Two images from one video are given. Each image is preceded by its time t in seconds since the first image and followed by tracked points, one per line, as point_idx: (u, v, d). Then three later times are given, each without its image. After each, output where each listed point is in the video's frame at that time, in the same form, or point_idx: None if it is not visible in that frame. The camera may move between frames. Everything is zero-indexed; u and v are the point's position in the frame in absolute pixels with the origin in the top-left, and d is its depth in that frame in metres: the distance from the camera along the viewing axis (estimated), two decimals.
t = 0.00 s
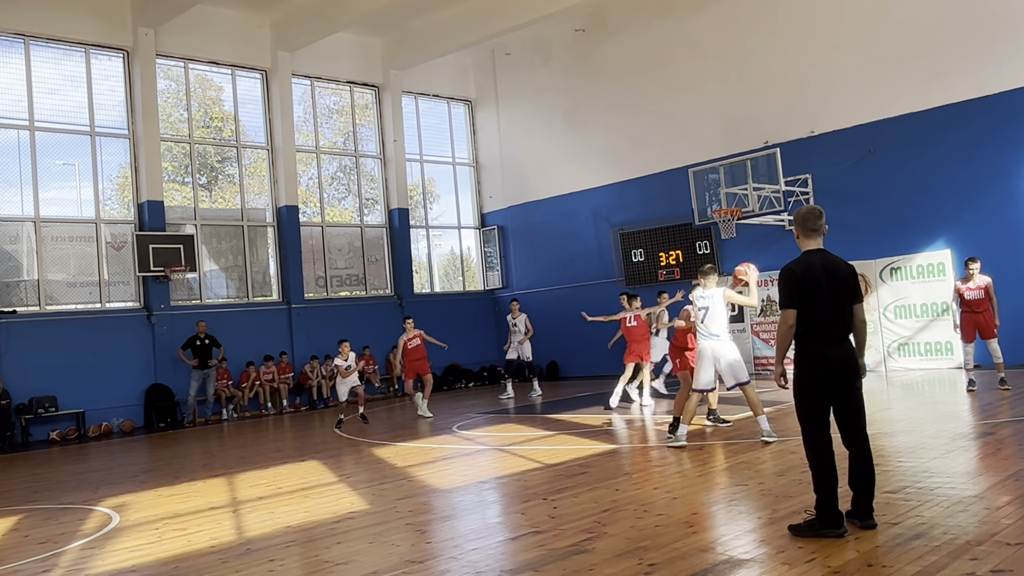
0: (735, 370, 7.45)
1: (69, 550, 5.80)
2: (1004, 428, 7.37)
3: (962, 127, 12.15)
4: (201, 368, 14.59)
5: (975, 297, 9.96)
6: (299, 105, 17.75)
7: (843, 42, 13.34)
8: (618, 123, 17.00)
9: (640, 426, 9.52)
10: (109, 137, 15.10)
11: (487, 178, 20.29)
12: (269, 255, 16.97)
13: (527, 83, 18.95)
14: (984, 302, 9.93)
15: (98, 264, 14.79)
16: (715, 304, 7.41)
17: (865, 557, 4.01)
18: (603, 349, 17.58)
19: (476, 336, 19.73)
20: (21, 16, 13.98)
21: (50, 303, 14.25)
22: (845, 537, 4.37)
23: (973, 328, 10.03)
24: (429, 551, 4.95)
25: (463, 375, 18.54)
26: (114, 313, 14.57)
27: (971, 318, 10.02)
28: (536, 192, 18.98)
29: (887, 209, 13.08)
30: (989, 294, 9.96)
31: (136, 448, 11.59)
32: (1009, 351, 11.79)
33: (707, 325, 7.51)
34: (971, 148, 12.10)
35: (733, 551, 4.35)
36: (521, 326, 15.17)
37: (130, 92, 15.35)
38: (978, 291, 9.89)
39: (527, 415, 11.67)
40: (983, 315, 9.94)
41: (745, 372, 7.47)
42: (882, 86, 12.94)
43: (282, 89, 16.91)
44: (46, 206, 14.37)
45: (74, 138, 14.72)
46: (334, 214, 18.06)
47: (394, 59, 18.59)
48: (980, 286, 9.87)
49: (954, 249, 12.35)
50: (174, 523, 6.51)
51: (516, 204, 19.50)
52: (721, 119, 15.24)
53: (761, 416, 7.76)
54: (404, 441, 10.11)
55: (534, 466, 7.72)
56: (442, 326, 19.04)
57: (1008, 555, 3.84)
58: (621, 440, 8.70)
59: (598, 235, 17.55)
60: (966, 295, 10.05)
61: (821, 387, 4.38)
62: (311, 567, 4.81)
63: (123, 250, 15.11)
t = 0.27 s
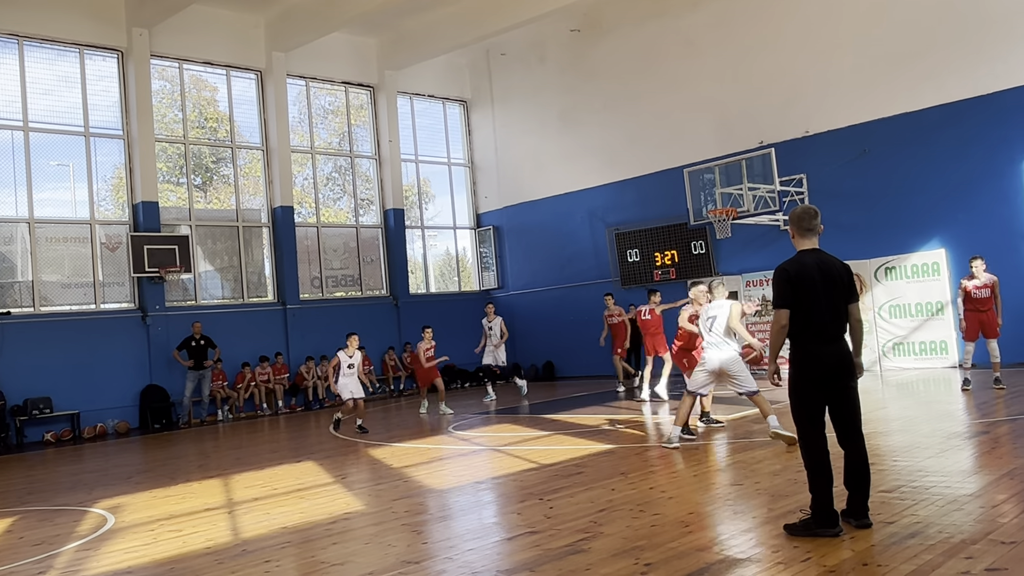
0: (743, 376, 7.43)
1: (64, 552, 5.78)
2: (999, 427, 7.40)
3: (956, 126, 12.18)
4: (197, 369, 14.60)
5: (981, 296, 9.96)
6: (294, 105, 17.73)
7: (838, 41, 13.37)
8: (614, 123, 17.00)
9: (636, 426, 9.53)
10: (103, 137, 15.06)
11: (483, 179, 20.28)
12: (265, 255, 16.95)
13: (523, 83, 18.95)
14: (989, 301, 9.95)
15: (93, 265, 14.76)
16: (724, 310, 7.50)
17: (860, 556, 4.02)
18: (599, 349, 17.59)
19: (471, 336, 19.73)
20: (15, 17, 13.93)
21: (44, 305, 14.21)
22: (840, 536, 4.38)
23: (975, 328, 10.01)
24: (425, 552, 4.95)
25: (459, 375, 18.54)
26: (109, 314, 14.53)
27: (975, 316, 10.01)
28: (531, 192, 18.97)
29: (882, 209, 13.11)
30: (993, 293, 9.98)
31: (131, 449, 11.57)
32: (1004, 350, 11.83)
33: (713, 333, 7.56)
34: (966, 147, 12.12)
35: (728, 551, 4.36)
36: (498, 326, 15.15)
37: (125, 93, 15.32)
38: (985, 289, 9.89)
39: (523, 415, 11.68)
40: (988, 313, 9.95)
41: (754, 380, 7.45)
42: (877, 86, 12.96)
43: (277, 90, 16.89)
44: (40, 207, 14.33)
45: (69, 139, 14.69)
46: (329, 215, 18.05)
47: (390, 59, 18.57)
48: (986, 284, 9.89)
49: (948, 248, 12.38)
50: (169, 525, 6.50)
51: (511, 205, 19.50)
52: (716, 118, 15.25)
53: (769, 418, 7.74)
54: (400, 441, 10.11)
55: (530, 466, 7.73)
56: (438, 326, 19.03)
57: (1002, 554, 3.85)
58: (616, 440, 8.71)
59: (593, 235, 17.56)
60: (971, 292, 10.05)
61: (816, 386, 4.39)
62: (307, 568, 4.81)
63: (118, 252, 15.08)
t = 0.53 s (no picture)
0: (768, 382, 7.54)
1: (58, 554, 5.77)
2: (993, 425, 7.42)
3: (949, 126, 12.22)
4: (191, 370, 14.57)
5: (980, 294, 9.98)
6: (288, 106, 17.71)
7: (831, 42, 13.40)
8: (608, 123, 17.02)
9: (631, 426, 9.54)
10: (97, 138, 15.02)
11: (477, 179, 20.28)
12: (259, 256, 16.92)
13: (517, 84, 18.96)
14: (988, 300, 9.98)
15: (86, 266, 14.71)
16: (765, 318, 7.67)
17: (855, 555, 4.03)
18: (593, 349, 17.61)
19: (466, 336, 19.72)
20: (7, 17, 13.88)
21: (38, 306, 14.16)
22: (835, 535, 4.39)
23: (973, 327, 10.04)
24: (420, 552, 4.95)
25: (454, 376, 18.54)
26: (102, 315, 14.48)
27: (974, 316, 10.02)
28: (526, 193, 18.98)
29: (875, 209, 13.14)
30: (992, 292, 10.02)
31: (125, 451, 11.53)
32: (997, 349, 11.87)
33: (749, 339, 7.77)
34: (959, 147, 12.16)
35: (723, 549, 4.38)
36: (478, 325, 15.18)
37: (118, 93, 15.28)
38: (985, 288, 9.93)
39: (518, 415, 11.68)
40: (986, 312, 9.98)
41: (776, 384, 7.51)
42: (870, 86, 13.00)
43: (271, 90, 16.86)
44: (33, 208, 14.29)
45: (62, 140, 14.65)
46: (324, 215, 18.02)
47: (384, 59, 18.56)
48: (985, 282, 9.93)
49: (942, 248, 12.42)
50: (164, 526, 6.49)
51: (506, 205, 19.50)
52: (710, 118, 15.28)
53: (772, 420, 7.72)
54: (395, 442, 10.09)
55: (525, 466, 7.73)
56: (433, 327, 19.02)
57: (997, 552, 3.86)
58: (612, 440, 8.72)
59: (588, 235, 17.56)
60: (971, 291, 10.09)
61: (810, 386, 4.40)
62: (302, 569, 4.80)
63: (111, 252, 15.04)
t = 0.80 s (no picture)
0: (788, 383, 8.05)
1: (49, 557, 5.74)
2: (983, 424, 7.45)
3: (939, 126, 12.27)
4: (183, 372, 14.50)
5: (971, 294, 9.99)
6: (279, 107, 17.68)
7: (822, 42, 13.44)
8: (600, 124, 17.03)
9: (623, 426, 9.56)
10: (87, 140, 14.96)
11: (469, 180, 20.28)
12: (250, 257, 16.88)
13: (508, 85, 18.97)
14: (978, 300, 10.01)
15: (76, 268, 14.65)
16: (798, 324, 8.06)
17: (846, 554, 4.05)
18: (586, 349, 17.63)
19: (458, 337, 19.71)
20: None
21: (28, 308, 14.11)
22: (826, 534, 4.40)
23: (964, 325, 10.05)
24: (412, 553, 4.94)
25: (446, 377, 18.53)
26: (92, 317, 14.42)
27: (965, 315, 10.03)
28: (517, 194, 18.99)
29: (866, 209, 13.18)
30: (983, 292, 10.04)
31: (117, 453, 11.50)
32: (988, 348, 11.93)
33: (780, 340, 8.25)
34: (949, 147, 12.21)
35: (714, 548, 4.39)
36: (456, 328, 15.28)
37: (108, 94, 15.22)
38: (975, 288, 9.95)
39: (510, 415, 11.69)
40: (976, 312, 10.00)
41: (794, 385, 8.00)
42: (861, 86, 13.05)
43: (262, 91, 16.83)
44: (23, 210, 14.23)
45: (52, 141, 14.59)
46: (315, 217, 18.00)
47: (375, 60, 18.54)
48: (977, 283, 9.94)
49: (932, 248, 12.47)
50: (155, 529, 6.47)
51: (498, 206, 19.50)
52: (702, 119, 15.30)
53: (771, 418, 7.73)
54: (387, 443, 10.08)
55: (517, 467, 7.73)
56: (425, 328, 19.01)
57: (987, 551, 3.88)
58: (604, 440, 8.73)
59: (580, 236, 17.57)
60: (961, 291, 10.09)
61: (800, 386, 4.41)
62: (294, 571, 4.79)
63: (102, 254, 14.99)
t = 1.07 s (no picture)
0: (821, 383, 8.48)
1: (43, 559, 5.73)
2: (977, 422, 7.48)
3: (933, 125, 12.30)
4: (177, 373, 14.48)
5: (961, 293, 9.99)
6: (273, 107, 17.65)
7: (816, 41, 13.46)
8: (595, 123, 17.03)
9: (617, 425, 9.57)
10: (80, 140, 14.92)
11: (463, 179, 20.27)
12: (244, 258, 16.86)
13: (502, 84, 18.96)
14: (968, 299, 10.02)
15: (70, 269, 14.61)
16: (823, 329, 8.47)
17: (841, 552, 4.06)
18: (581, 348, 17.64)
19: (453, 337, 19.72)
20: None
21: (21, 309, 14.07)
22: (821, 533, 4.42)
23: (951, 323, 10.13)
24: (408, 554, 4.94)
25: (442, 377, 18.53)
26: (85, 318, 14.38)
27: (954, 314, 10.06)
28: (512, 193, 18.99)
29: (861, 208, 13.20)
30: (973, 291, 10.06)
31: (111, 454, 11.47)
32: (982, 346, 11.97)
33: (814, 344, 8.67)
34: (943, 146, 12.24)
35: (709, 548, 4.40)
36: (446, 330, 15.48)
37: (101, 94, 15.18)
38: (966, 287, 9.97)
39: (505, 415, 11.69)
40: (965, 310, 10.05)
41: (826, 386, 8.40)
42: (854, 85, 13.07)
43: (255, 91, 16.79)
44: (17, 211, 14.19)
45: (45, 141, 14.54)
46: (309, 217, 17.97)
47: (369, 60, 18.53)
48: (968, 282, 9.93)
49: (926, 246, 12.50)
50: (149, 530, 6.45)
51: (492, 205, 19.50)
52: (696, 118, 15.32)
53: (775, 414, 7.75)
54: (382, 443, 10.07)
55: (512, 467, 7.73)
56: (420, 328, 19.01)
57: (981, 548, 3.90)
58: (598, 439, 8.74)
59: (575, 235, 17.58)
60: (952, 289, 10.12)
61: (795, 384, 4.42)
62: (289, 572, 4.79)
63: (95, 255, 14.95)
